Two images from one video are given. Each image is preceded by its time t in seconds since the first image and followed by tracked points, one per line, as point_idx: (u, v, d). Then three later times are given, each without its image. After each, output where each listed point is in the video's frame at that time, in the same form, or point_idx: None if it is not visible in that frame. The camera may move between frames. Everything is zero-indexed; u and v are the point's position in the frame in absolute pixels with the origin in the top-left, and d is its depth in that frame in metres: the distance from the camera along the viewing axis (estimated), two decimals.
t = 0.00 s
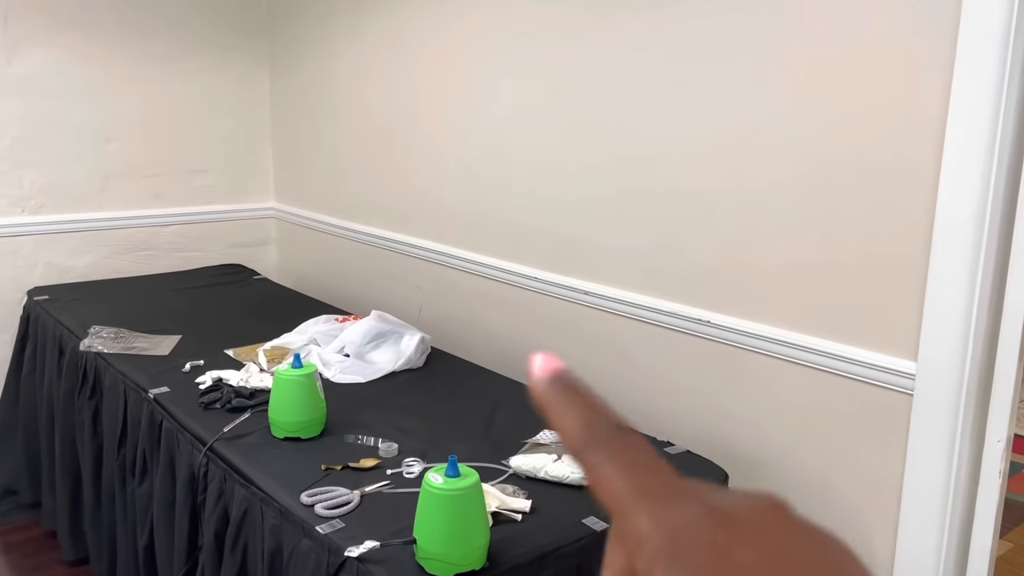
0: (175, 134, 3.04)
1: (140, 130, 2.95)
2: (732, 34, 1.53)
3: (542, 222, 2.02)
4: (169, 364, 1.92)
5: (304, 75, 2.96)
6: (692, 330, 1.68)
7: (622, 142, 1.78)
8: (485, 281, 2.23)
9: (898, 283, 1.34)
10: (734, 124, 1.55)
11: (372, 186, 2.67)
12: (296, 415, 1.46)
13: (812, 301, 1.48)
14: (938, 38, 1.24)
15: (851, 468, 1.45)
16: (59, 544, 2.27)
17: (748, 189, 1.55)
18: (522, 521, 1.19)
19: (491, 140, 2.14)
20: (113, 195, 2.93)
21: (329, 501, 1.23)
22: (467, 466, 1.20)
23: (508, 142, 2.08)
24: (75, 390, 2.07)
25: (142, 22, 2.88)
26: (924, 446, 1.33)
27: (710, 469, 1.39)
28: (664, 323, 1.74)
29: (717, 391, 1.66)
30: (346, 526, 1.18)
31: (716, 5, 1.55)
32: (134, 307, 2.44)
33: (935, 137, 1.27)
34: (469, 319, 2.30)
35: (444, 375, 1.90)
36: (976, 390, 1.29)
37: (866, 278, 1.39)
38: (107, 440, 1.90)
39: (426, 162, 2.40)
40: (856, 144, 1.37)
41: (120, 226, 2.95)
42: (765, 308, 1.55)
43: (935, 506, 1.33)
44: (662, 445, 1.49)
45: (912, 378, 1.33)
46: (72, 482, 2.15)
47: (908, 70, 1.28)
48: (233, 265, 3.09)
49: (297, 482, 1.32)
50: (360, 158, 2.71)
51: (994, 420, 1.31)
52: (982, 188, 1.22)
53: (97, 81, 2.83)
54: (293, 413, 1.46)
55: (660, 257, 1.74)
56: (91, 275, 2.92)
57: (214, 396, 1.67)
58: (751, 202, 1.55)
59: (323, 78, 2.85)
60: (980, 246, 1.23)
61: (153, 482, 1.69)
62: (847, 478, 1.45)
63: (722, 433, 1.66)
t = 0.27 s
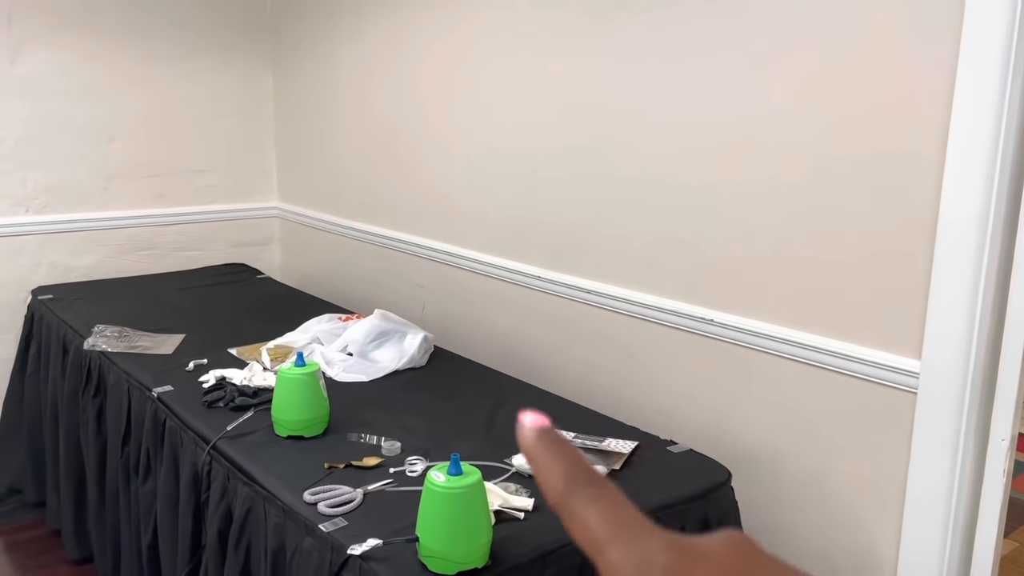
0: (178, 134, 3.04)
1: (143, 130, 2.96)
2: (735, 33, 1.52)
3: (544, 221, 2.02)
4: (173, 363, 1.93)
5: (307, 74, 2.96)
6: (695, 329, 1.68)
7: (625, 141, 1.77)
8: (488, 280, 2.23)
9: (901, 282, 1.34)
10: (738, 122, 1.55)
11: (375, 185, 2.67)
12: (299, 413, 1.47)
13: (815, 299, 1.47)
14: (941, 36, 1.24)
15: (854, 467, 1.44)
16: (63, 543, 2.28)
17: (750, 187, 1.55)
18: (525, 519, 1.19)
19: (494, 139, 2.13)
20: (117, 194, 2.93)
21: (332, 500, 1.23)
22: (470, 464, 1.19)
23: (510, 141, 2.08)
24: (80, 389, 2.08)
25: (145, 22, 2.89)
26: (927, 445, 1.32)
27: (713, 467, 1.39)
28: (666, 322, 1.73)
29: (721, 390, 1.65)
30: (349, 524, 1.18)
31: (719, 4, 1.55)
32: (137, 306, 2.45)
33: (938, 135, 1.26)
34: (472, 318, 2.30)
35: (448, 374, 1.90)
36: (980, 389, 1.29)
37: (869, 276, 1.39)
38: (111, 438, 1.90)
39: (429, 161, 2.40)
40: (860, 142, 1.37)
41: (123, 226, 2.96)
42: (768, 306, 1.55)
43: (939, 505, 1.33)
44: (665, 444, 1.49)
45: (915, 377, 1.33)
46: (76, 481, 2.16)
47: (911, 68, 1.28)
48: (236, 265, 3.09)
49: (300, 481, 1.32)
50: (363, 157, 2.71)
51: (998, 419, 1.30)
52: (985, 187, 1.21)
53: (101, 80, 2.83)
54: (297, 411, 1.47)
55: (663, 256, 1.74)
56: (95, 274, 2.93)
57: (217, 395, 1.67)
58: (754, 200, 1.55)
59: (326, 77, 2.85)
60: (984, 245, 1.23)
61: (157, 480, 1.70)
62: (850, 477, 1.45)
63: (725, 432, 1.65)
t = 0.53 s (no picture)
0: (183, 133, 3.05)
1: (148, 129, 2.97)
2: (737, 31, 1.53)
3: (547, 219, 2.03)
4: (177, 361, 1.94)
5: (311, 73, 2.97)
6: (697, 327, 1.68)
7: (628, 139, 1.78)
8: (491, 279, 2.24)
9: (903, 279, 1.34)
10: (740, 120, 1.55)
11: (379, 184, 2.68)
12: (302, 410, 1.47)
13: (816, 297, 1.48)
14: (943, 34, 1.24)
15: (856, 465, 1.45)
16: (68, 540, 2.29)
17: (752, 185, 1.55)
18: (527, 515, 1.20)
19: (496, 137, 2.14)
20: (121, 193, 2.95)
21: (335, 496, 1.24)
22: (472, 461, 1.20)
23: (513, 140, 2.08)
24: (85, 387, 2.09)
25: (150, 21, 2.89)
26: (929, 442, 1.33)
27: (715, 465, 1.39)
28: (669, 320, 1.74)
29: (723, 388, 1.66)
30: (352, 520, 1.18)
31: (720, 2, 1.55)
32: (142, 304, 2.46)
33: (940, 133, 1.26)
34: (475, 316, 2.31)
35: (450, 371, 1.91)
36: (981, 387, 1.29)
37: (871, 274, 1.39)
38: (116, 435, 1.91)
39: (432, 161, 2.40)
40: (861, 140, 1.37)
41: (128, 224, 2.97)
42: (770, 304, 1.55)
43: (940, 503, 1.33)
44: (667, 441, 1.50)
45: (917, 374, 1.33)
46: (81, 478, 2.17)
47: (913, 67, 1.28)
48: (240, 263, 3.10)
49: (304, 477, 1.33)
50: (366, 156, 2.72)
51: (999, 417, 1.30)
52: (987, 185, 1.21)
53: (105, 80, 2.84)
54: (300, 408, 1.47)
55: (665, 254, 1.74)
56: (100, 273, 2.94)
57: (221, 392, 1.68)
58: (756, 198, 1.55)
59: (330, 77, 2.86)
60: (985, 243, 1.23)
61: (161, 477, 1.71)
62: (851, 474, 1.45)
63: (727, 429, 1.66)
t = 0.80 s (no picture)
0: (187, 132, 3.06)
1: (152, 127, 2.98)
2: (740, 29, 1.53)
3: (551, 217, 2.03)
4: (182, 358, 1.94)
5: (316, 72, 2.97)
6: (700, 325, 1.68)
7: (631, 137, 1.78)
8: (495, 277, 2.24)
9: (906, 277, 1.34)
10: (743, 119, 1.55)
11: (383, 182, 2.68)
12: (306, 407, 1.48)
13: (819, 295, 1.48)
14: (946, 33, 1.24)
15: (858, 462, 1.45)
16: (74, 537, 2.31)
17: (756, 183, 1.55)
18: (530, 512, 1.20)
19: (500, 135, 2.14)
20: (126, 191, 2.96)
21: (339, 492, 1.25)
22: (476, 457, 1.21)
23: (517, 138, 2.09)
24: (90, 384, 2.10)
25: (155, 20, 2.90)
26: (931, 440, 1.33)
27: (718, 462, 1.40)
28: (671, 318, 1.74)
29: (726, 385, 1.66)
30: (356, 516, 1.19)
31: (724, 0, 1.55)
32: (147, 302, 2.47)
33: (943, 131, 1.27)
34: (479, 314, 2.32)
35: (454, 369, 1.92)
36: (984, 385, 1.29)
37: (874, 272, 1.39)
38: (122, 432, 1.92)
39: (436, 159, 2.41)
40: (864, 139, 1.37)
41: (134, 223, 2.98)
42: (773, 302, 1.56)
43: (943, 500, 1.33)
44: (670, 438, 1.50)
45: (920, 372, 1.33)
46: (87, 475, 2.18)
47: (916, 65, 1.28)
48: (245, 261, 3.11)
49: (308, 473, 1.34)
50: (370, 154, 2.73)
51: (1002, 415, 1.30)
52: (990, 183, 1.22)
53: (110, 78, 2.85)
54: (304, 405, 1.48)
55: (668, 252, 1.75)
56: (105, 271, 2.95)
57: (226, 389, 1.69)
58: (759, 196, 1.55)
59: (334, 76, 2.86)
60: (988, 241, 1.23)
61: (166, 474, 1.72)
62: (854, 472, 1.46)
63: (730, 427, 1.66)
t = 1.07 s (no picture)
0: (190, 130, 3.07)
1: (155, 125, 2.98)
2: (742, 27, 1.53)
3: (553, 215, 2.03)
4: (184, 356, 1.95)
5: (319, 70, 2.97)
6: (702, 322, 1.68)
7: (633, 135, 1.78)
8: (496, 275, 2.24)
9: (907, 275, 1.34)
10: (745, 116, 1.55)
11: (385, 180, 2.68)
12: (308, 404, 1.48)
13: (821, 293, 1.48)
14: (948, 30, 1.24)
15: (860, 461, 1.45)
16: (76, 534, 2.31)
17: (758, 180, 1.55)
18: (531, 509, 1.20)
19: (503, 133, 2.14)
20: (129, 189, 2.96)
21: (341, 489, 1.25)
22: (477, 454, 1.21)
23: (519, 136, 2.09)
24: (93, 381, 2.10)
25: (158, 19, 2.91)
26: (933, 438, 1.33)
27: (719, 460, 1.40)
28: (674, 316, 1.74)
29: (728, 383, 1.66)
30: (358, 513, 1.19)
31: None
32: (150, 300, 2.47)
33: (945, 128, 1.26)
34: (481, 312, 2.32)
35: (456, 366, 1.92)
36: (986, 383, 1.29)
37: (876, 270, 1.39)
38: (124, 430, 1.93)
39: (439, 157, 2.41)
40: (867, 137, 1.37)
41: (136, 220, 2.99)
42: (774, 300, 1.56)
43: (944, 498, 1.33)
44: (671, 436, 1.50)
45: (922, 370, 1.33)
46: (90, 473, 2.19)
47: (919, 62, 1.28)
48: (247, 259, 3.12)
49: (310, 470, 1.34)
50: (373, 152, 2.73)
51: (1004, 412, 1.30)
52: (992, 181, 1.21)
53: (112, 76, 2.86)
54: (306, 402, 1.48)
55: (670, 250, 1.74)
56: (108, 268, 2.96)
57: (228, 386, 1.69)
58: (761, 194, 1.55)
59: (337, 74, 2.86)
60: (990, 239, 1.23)
61: (168, 471, 1.72)
62: (855, 470, 1.46)
63: (732, 425, 1.66)
